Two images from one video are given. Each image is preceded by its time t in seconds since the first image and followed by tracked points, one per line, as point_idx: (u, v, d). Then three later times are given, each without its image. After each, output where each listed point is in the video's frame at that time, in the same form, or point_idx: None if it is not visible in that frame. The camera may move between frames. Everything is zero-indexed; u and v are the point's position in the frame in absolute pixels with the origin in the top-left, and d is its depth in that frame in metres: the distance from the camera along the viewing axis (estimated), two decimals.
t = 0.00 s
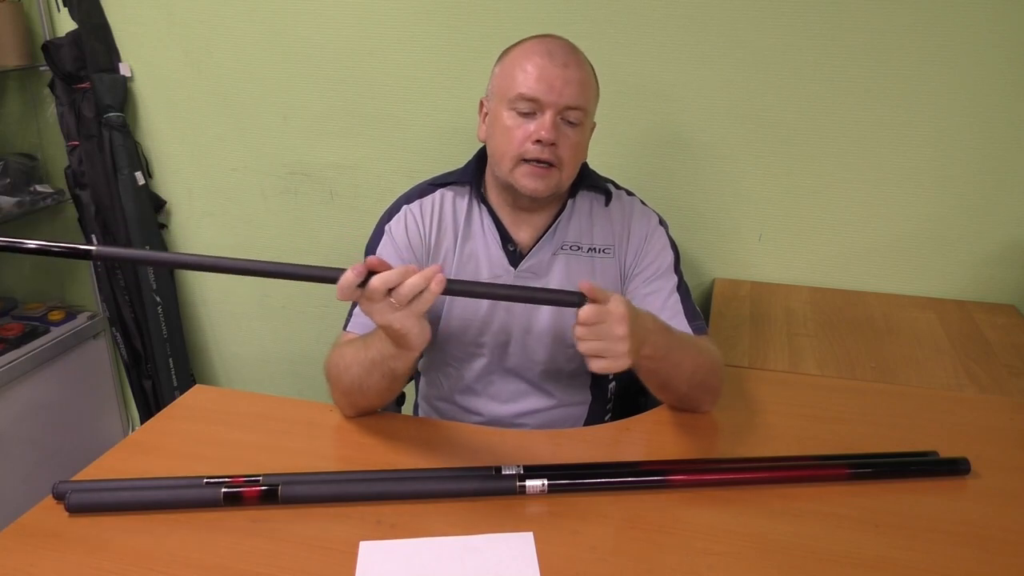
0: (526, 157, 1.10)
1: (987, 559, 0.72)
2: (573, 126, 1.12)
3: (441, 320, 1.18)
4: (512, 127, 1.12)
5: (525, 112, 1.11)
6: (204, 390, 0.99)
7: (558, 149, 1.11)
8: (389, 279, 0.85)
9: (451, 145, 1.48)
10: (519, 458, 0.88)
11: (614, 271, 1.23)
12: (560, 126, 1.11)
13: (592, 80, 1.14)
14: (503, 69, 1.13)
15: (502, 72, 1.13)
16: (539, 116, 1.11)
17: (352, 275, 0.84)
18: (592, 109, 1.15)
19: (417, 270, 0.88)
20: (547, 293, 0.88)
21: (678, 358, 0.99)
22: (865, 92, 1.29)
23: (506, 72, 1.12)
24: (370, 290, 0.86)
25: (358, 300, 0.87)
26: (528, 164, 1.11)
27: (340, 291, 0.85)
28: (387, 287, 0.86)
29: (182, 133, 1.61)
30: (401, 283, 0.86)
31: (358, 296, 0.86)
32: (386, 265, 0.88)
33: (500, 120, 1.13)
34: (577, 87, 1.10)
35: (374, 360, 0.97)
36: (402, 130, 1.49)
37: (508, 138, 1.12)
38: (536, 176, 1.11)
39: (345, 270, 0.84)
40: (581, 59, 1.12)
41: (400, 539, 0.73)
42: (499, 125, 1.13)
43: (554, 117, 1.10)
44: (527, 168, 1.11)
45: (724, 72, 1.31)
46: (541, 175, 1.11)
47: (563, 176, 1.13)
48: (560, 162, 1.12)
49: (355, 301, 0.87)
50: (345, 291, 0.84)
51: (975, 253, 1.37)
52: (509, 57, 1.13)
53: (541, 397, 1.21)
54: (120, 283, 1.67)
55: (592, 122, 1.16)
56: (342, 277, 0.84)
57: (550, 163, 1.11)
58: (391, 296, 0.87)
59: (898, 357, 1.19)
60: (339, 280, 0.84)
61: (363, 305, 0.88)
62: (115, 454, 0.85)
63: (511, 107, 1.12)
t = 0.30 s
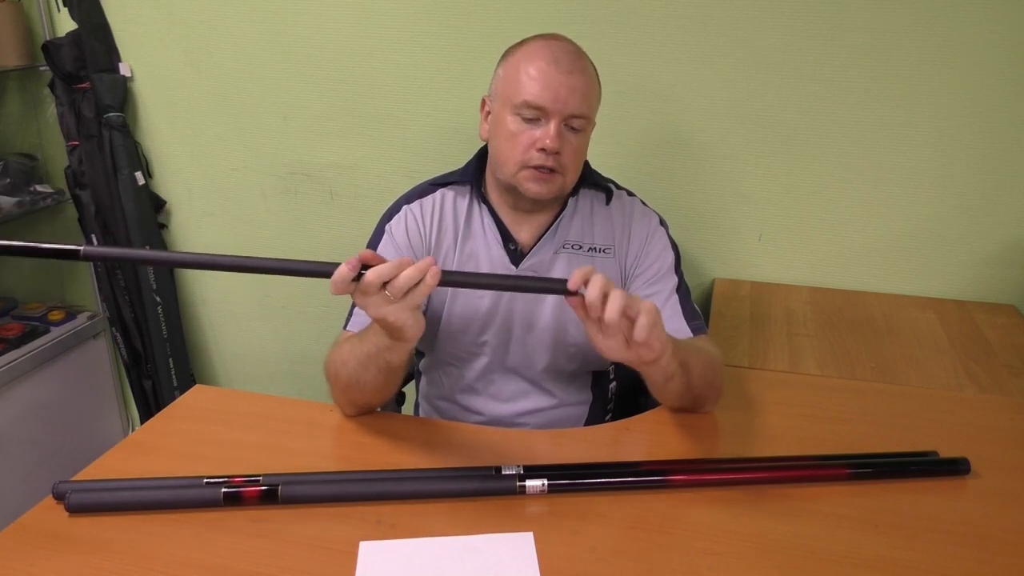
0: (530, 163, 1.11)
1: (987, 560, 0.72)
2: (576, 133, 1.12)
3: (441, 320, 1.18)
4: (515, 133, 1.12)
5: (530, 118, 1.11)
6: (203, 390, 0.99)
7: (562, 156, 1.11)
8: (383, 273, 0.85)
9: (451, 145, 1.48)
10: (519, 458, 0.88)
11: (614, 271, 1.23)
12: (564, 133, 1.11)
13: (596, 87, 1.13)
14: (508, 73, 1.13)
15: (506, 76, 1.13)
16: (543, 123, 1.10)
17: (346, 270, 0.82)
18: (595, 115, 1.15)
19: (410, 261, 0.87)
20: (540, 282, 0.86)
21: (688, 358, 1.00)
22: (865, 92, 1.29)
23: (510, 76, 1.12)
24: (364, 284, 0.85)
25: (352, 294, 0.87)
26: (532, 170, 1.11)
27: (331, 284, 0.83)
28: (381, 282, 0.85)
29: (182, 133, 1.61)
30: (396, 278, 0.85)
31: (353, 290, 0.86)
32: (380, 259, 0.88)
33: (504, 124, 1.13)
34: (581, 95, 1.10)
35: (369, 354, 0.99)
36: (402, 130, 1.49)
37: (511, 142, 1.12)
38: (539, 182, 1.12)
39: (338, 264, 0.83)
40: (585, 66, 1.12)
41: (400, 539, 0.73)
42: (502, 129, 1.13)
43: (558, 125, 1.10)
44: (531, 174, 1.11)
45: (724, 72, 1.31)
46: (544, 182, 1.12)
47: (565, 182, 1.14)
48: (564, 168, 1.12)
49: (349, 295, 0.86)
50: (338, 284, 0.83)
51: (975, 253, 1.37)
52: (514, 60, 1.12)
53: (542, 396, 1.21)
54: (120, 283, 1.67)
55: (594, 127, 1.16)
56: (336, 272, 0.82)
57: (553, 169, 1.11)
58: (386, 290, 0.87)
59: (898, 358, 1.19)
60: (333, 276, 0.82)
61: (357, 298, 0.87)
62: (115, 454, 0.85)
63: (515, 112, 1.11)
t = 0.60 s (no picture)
0: (532, 162, 1.11)
1: (987, 560, 0.72)
2: (577, 131, 1.12)
3: (440, 319, 1.18)
4: (517, 131, 1.12)
5: (531, 117, 1.11)
6: (203, 390, 0.99)
7: (564, 155, 1.11)
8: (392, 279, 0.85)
9: (451, 145, 1.48)
10: (519, 458, 0.88)
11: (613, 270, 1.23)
12: (566, 132, 1.11)
13: (596, 86, 1.14)
14: (508, 72, 1.12)
15: (506, 74, 1.13)
16: (545, 121, 1.10)
17: (356, 280, 0.82)
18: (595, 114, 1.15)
19: (416, 264, 0.87)
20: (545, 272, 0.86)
21: (684, 360, 1.00)
22: (865, 92, 1.29)
23: (511, 74, 1.12)
24: (376, 291, 0.85)
25: (363, 302, 0.87)
26: (533, 168, 1.11)
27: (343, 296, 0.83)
28: (392, 289, 0.85)
29: (182, 133, 1.61)
30: (406, 283, 0.85)
31: (363, 298, 0.86)
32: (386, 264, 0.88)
33: (505, 123, 1.13)
34: (583, 94, 1.10)
35: (375, 356, 0.99)
36: (402, 130, 1.49)
37: (513, 141, 1.12)
38: (541, 181, 1.12)
39: (348, 276, 0.83)
40: (586, 64, 1.12)
41: (400, 539, 0.73)
42: (503, 128, 1.13)
43: (559, 123, 1.10)
44: (532, 172, 1.11)
45: (724, 72, 1.31)
46: (546, 180, 1.12)
47: (566, 180, 1.14)
48: (565, 166, 1.12)
49: (360, 303, 0.86)
50: (349, 296, 0.83)
51: (974, 253, 1.37)
52: (514, 59, 1.12)
53: (541, 396, 1.21)
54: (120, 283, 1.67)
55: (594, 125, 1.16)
56: (345, 283, 0.82)
57: (555, 167, 1.11)
58: (396, 296, 0.87)
59: (898, 357, 1.19)
60: (342, 287, 0.82)
61: (368, 306, 0.88)
62: (115, 454, 0.86)
63: (516, 111, 1.11)
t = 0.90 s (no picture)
0: (533, 160, 1.10)
1: (986, 560, 0.72)
2: (577, 129, 1.12)
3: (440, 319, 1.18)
4: (517, 130, 1.11)
5: (531, 116, 1.11)
6: (203, 390, 0.99)
7: (565, 153, 1.11)
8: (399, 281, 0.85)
9: (451, 145, 1.48)
10: (518, 458, 0.88)
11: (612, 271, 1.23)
12: (566, 129, 1.11)
13: (596, 84, 1.14)
14: (508, 71, 1.12)
15: (506, 74, 1.13)
16: (545, 119, 1.10)
17: (362, 281, 0.82)
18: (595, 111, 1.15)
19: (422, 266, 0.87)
20: (545, 271, 0.86)
21: (689, 355, 1.01)
22: (865, 92, 1.29)
23: (510, 73, 1.12)
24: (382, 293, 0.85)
25: (369, 303, 0.87)
26: (535, 166, 1.11)
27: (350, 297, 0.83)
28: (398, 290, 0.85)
29: (182, 133, 1.61)
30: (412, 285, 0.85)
31: (369, 298, 0.86)
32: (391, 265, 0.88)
33: (505, 122, 1.13)
34: (583, 91, 1.10)
35: (379, 355, 0.99)
36: (402, 130, 1.49)
37: (513, 140, 1.12)
38: (543, 179, 1.12)
39: (354, 277, 0.82)
40: (585, 62, 1.12)
41: (399, 539, 0.73)
42: (504, 127, 1.13)
43: (560, 121, 1.10)
44: (534, 170, 1.11)
45: (724, 72, 1.31)
46: (547, 178, 1.12)
47: (568, 178, 1.14)
48: (567, 164, 1.12)
49: (366, 304, 0.87)
50: (355, 296, 0.83)
51: (974, 253, 1.37)
52: (513, 58, 1.12)
53: (541, 396, 1.21)
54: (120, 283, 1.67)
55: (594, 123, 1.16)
56: (351, 284, 0.82)
57: (557, 165, 1.11)
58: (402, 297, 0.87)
59: (898, 357, 1.19)
60: (348, 288, 0.82)
61: (374, 307, 0.88)
62: (115, 454, 0.86)
63: (516, 110, 1.11)
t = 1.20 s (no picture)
0: (531, 157, 1.10)
1: (986, 559, 0.72)
2: (575, 126, 1.12)
3: (441, 319, 1.18)
4: (515, 128, 1.11)
5: (529, 113, 1.11)
6: (203, 390, 0.99)
7: (562, 150, 1.11)
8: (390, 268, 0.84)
9: (451, 145, 1.48)
10: (518, 459, 0.88)
11: (613, 270, 1.23)
12: (564, 127, 1.11)
13: (593, 81, 1.14)
14: (505, 70, 1.13)
15: (503, 73, 1.13)
16: (542, 117, 1.10)
17: (354, 262, 0.83)
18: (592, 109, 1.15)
19: (418, 257, 0.87)
20: (546, 280, 0.86)
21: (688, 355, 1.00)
22: (866, 92, 1.29)
23: (507, 72, 1.12)
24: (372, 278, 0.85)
25: (358, 288, 0.87)
26: (533, 164, 1.10)
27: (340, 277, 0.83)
28: (388, 275, 0.85)
29: (181, 133, 1.61)
30: (402, 273, 0.85)
31: (360, 283, 0.86)
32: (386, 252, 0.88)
33: (503, 121, 1.13)
34: (580, 88, 1.10)
35: (374, 355, 0.99)
36: (402, 130, 1.49)
37: (511, 138, 1.12)
38: (541, 176, 1.11)
39: (346, 257, 0.83)
40: (582, 60, 1.12)
41: (399, 539, 0.73)
42: (501, 126, 1.13)
43: (557, 118, 1.10)
44: (532, 168, 1.11)
45: (724, 72, 1.31)
46: (546, 175, 1.11)
47: (566, 175, 1.14)
48: (565, 161, 1.12)
49: (356, 288, 0.86)
50: (345, 276, 0.83)
51: (974, 253, 1.37)
52: (510, 57, 1.12)
53: (542, 396, 1.21)
54: (120, 283, 1.67)
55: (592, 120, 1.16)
56: (343, 264, 0.82)
57: (555, 162, 1.11)
58: (392, 285, 0.86)
59: (898, 357, 1.19)
60: (340, 267, 0.83)
61: (364, 293, 0.87)
62: (115, 454, 0.86)
63: (514, 108, 1.11)
